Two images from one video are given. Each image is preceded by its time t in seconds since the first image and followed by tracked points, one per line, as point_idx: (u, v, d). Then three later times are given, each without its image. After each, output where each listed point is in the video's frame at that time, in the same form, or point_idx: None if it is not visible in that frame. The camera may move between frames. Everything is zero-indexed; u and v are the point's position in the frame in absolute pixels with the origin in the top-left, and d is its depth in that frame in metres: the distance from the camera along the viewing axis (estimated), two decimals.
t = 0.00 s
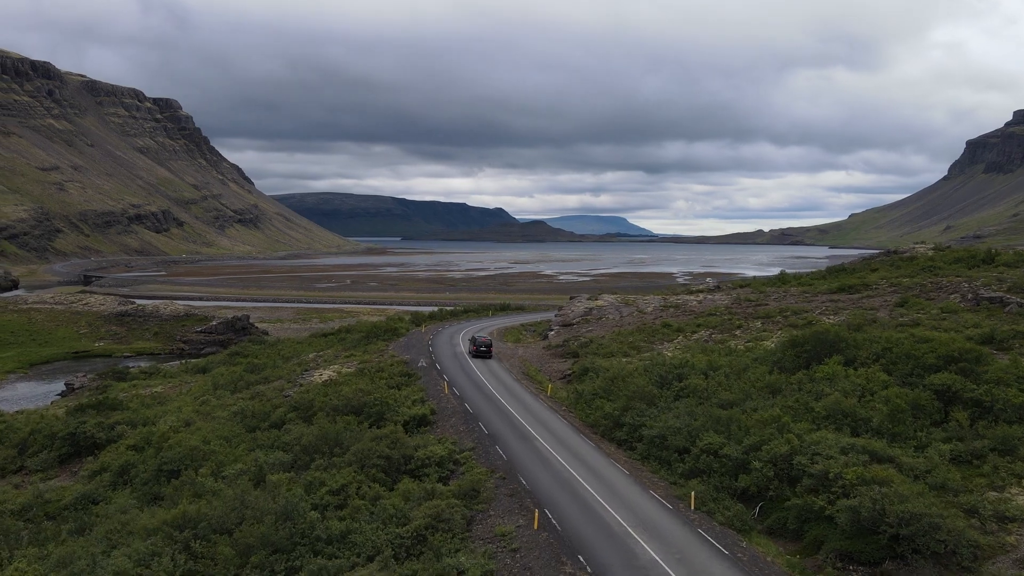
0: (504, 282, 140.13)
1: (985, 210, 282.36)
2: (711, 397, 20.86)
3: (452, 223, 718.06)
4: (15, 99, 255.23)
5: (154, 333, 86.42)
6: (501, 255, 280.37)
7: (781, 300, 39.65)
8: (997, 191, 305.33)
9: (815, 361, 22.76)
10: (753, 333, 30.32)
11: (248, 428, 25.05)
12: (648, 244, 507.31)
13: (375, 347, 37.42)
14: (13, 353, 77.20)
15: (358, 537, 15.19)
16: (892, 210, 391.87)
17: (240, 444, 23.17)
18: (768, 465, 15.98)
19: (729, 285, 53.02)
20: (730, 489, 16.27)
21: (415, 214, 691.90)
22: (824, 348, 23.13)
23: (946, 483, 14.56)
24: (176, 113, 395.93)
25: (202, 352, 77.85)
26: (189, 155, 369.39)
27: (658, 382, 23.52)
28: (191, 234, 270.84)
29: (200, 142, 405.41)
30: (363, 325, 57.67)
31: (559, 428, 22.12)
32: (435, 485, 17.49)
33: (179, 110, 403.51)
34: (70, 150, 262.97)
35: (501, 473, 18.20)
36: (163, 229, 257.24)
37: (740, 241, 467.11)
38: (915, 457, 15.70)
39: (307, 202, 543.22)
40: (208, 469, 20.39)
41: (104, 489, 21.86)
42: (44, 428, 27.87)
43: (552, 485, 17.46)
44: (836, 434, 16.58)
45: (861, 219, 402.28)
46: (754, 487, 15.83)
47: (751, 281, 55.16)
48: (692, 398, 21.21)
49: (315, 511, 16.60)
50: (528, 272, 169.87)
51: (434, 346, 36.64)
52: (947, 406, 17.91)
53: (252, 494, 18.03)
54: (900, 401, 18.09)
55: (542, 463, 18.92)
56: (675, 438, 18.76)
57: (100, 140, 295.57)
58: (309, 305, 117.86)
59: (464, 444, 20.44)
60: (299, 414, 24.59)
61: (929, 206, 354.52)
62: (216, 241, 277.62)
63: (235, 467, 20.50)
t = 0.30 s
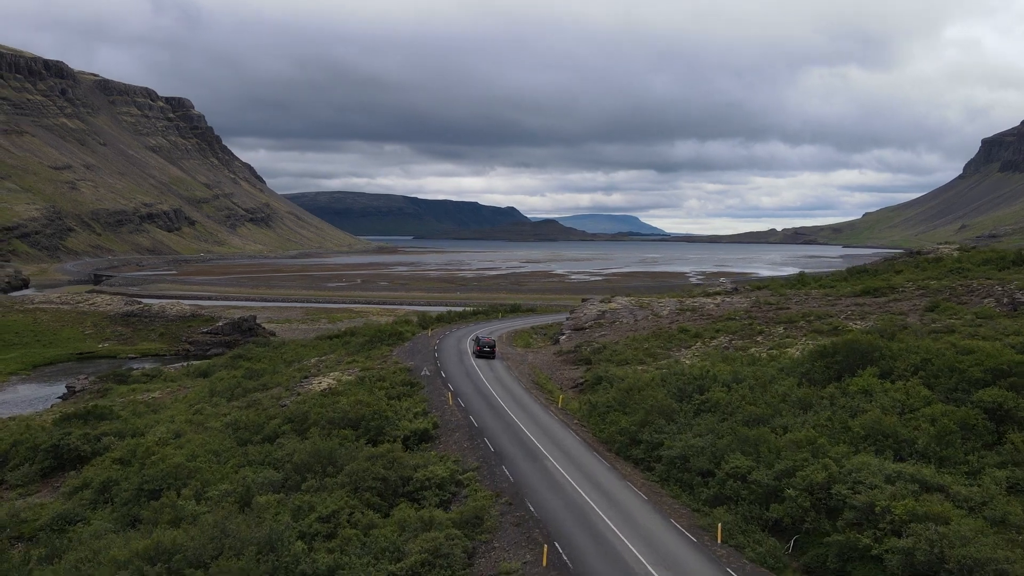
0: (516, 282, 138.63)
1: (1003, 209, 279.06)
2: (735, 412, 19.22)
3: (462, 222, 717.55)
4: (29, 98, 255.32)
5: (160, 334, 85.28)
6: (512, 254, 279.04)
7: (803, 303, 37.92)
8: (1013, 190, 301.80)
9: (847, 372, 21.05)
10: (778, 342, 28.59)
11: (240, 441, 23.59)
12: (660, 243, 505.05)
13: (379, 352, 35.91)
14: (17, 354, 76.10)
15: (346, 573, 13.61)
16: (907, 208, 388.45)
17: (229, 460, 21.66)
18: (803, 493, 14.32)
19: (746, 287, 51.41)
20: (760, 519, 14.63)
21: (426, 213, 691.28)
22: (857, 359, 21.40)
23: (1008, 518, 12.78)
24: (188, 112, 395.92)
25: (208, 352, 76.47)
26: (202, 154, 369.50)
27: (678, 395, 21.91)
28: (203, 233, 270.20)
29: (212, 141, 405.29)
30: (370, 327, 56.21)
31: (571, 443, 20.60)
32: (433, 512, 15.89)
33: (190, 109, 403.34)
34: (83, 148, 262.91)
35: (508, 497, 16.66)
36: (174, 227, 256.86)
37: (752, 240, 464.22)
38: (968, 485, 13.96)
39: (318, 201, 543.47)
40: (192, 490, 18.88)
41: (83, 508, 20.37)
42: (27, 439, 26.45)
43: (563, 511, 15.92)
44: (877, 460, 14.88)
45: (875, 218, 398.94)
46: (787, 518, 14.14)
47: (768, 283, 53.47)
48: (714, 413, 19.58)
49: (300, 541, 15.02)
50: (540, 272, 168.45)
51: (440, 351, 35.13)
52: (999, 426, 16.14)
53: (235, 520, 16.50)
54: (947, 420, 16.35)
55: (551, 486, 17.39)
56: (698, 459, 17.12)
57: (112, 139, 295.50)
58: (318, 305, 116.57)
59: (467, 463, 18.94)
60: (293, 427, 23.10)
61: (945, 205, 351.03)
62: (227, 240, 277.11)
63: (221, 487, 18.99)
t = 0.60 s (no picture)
0: (522, 281, 137.08)
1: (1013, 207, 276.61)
2: (763, 429, 17.62)
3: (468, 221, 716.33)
4: (35, 96, 254.41)
5: (161, 335, 83.91)
6: (517, 253, 277.50)
7: (823, 307, 36.26)
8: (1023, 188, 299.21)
9: (882, 384, 19.42)
10: (801, 348, 26.92)
11: (229, 456, 22.07)
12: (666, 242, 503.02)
13: (380, 356, 34.40)
14: (15, 355, 74.73)
15: None
16: (915, 207, 385.91)
17: (215, 477, 20.16)
18: (847, 527, 12.67)
19: (760, 288, 49.78)
20: (798, 555, 13.01)
21: (432, 212, 690.08)
22: (891, 370, 19.77)
23: None
24: (194, 111, 395.12)
25: (209, 353, 74.79)
26: (207, 153, 368.77)
27: (698, 409, 20.28)
28: (208, 232, 269.11)
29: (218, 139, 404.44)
30: (373, 329, 54.68)
31: (583, 461, 19.04)
32: (431, 543, 14.27)
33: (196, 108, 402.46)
34: (89, 147, 261.98)
35: (515, 526, 15.09)
36: (180, 226, 255.70)
37: (759, 239, 461.85)
38: None
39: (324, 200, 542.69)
40: (172, 512, 17.34)
41: (57, 530, 18.85)
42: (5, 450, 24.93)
43: (576, 542, 14.36)
44: (930, 488, 13.21)
45: (883, 217, 396.46)
46: (830, 554, 12.50)
47: (783, 284, 51.73)
48: (739, 430, 17.97)
49: None
50: (546, 271, 167.01)
51: (443, 356, 33.54)
52: None
53: (214, 551, 14.91)
54: (1003, 441, 14.68)
55: (563, 512, 15.81)
56: (724, 483, 15.54)
57: (118, 138, 294.69)
58: (322, 305, 115.15)
59: (471, 484, 17.41)
60: (286, 442, 21.57)
61: (954, 203, 348.47)
62: (232, 239, 276.06)
63: (204, 509, 17.45)
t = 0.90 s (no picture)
0: (526, 280, 135.55)
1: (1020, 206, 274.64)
2: (794, 450, 16.02)
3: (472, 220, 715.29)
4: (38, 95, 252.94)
5: (159, 336, 82.40)
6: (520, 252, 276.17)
7: (843, 310, 34.62)
8: None
9: (921, 398, 17.81)
10: (826, 356, 25.22)
11: (213, 473, 20.52)
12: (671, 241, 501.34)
13: (379, 363, 32.83)
14: (10, 357, 73.22)
15: None
16: (921, 206, 383.76)
17: (195, 499, 18.59)
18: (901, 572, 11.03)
19: (772, 290, 48.19)
20: None
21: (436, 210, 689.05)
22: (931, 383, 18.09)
23: None
24: (198, 109, 393.76)
25: (207, 355, 73.22)
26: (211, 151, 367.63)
27: (719, 424, 18.70)
28: (212, 231, 267.95)
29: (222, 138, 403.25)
30: (374, 331, 53.11)
31: (595, 482, 17.47)
32: None
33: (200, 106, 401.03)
34: (92, 146, 260.64)
35: (522, 561, 13.53)
36: (183, 225, 254.36)
37: (764, 238, 459.89)
38: None
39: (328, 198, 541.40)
40: (143, 541, 15.76)
41: (22, 557, 17.27)
42: None
43: None
44: (994, 526, 11.56)
45: (889, 216, 394.41)
46: None
47: (796, 285, 50.17)
48: (766, 451, 16.36)
49: None
50: (550, 270, 165.49)
51: (444, 362, 32.10)
52: None
53: None
54: None
55: (575, 544, 14.24)
56: (754, 512, 13.93)
57: (122, 137, 293.37)
58: (324, 305, 113.62)
59: (472, 510, 15.84)
60: (274, 458, 20.02)
61: (960, 202, 346.35)
62: (235, 238, 274.89)
63: (180, 538, 15.88)
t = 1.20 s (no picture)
0: (530, 279, 133.93)
1: None
2: (833, 476, 14.37)
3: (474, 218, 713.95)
4: (41, 93, 251.39)
5: (157, 337, 80.80)
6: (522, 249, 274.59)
7: (864, 313, 32.95)
8: None
9: (968, 417, 16.12)
10: (854, 364, 23.54)
11: (193, 494, 18.91)
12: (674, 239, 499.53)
13: (377, 369, 31.22)
14: (3, 359, 71.57)
15: None
16: (927, 204, 381.63)
17: (171, 525, 16.97)
18: None
19: (786, 291, 46.48)
20: None
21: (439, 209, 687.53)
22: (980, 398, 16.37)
23: None
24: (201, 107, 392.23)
25: (205, 356, 71.64)
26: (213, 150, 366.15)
27: (746, 444, 17.07)
28: (214, 230, 266.60)
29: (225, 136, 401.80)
30: (374, 333, 51.47)
31: (610, 509, 15.83)
32: None
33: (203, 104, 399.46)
34: (94, 144, 259.09)
35: None
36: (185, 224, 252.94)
37: (768, 236, 457.93)
38: None
39: (331, 197, 539.81)
40: None
41: None
42: None
43: None
44: None
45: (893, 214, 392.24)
46: None
47: (810, 286, 48.50)
48: (801, 477, 14.70)
49: None
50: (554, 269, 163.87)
51: (446, 368, 30.55)
52: None
53: None
54: None
55: None
56: (794, 552, 12.23)
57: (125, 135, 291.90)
58: (325, 304, 111.97)
59: (475, 543, 14.21)
60: (259, 479, 18.40)
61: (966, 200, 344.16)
62: (237, 236, 273.62)
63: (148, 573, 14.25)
